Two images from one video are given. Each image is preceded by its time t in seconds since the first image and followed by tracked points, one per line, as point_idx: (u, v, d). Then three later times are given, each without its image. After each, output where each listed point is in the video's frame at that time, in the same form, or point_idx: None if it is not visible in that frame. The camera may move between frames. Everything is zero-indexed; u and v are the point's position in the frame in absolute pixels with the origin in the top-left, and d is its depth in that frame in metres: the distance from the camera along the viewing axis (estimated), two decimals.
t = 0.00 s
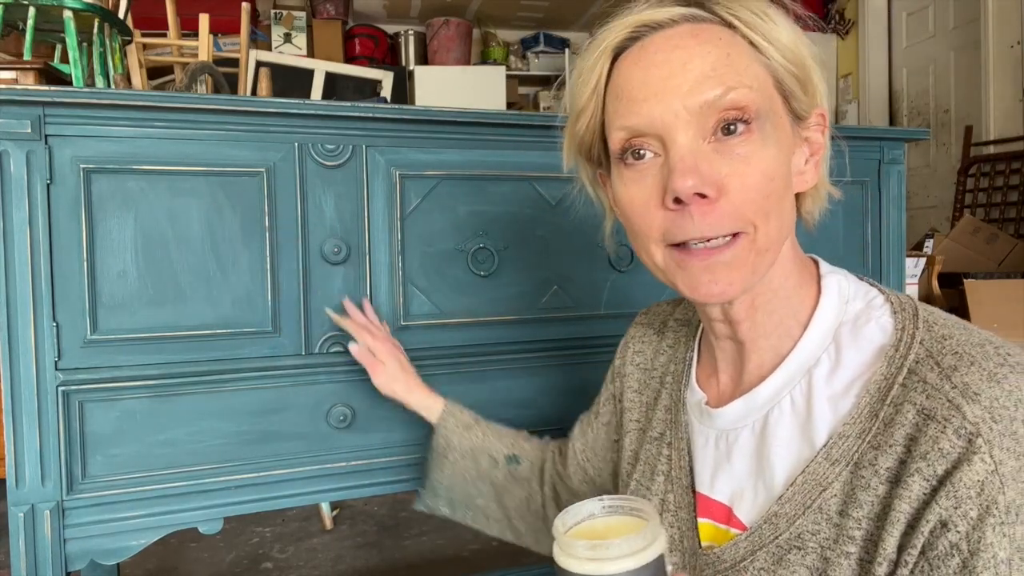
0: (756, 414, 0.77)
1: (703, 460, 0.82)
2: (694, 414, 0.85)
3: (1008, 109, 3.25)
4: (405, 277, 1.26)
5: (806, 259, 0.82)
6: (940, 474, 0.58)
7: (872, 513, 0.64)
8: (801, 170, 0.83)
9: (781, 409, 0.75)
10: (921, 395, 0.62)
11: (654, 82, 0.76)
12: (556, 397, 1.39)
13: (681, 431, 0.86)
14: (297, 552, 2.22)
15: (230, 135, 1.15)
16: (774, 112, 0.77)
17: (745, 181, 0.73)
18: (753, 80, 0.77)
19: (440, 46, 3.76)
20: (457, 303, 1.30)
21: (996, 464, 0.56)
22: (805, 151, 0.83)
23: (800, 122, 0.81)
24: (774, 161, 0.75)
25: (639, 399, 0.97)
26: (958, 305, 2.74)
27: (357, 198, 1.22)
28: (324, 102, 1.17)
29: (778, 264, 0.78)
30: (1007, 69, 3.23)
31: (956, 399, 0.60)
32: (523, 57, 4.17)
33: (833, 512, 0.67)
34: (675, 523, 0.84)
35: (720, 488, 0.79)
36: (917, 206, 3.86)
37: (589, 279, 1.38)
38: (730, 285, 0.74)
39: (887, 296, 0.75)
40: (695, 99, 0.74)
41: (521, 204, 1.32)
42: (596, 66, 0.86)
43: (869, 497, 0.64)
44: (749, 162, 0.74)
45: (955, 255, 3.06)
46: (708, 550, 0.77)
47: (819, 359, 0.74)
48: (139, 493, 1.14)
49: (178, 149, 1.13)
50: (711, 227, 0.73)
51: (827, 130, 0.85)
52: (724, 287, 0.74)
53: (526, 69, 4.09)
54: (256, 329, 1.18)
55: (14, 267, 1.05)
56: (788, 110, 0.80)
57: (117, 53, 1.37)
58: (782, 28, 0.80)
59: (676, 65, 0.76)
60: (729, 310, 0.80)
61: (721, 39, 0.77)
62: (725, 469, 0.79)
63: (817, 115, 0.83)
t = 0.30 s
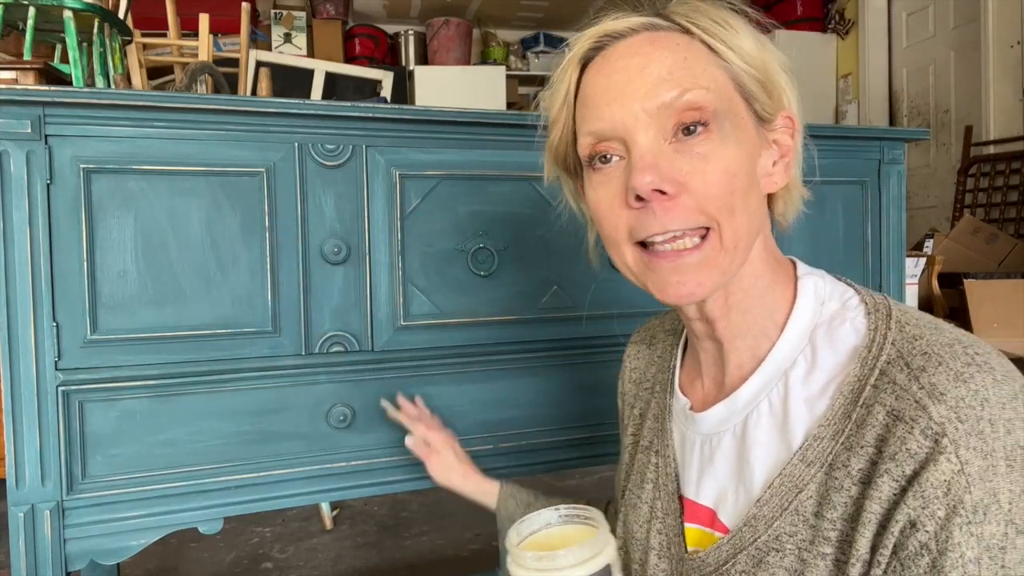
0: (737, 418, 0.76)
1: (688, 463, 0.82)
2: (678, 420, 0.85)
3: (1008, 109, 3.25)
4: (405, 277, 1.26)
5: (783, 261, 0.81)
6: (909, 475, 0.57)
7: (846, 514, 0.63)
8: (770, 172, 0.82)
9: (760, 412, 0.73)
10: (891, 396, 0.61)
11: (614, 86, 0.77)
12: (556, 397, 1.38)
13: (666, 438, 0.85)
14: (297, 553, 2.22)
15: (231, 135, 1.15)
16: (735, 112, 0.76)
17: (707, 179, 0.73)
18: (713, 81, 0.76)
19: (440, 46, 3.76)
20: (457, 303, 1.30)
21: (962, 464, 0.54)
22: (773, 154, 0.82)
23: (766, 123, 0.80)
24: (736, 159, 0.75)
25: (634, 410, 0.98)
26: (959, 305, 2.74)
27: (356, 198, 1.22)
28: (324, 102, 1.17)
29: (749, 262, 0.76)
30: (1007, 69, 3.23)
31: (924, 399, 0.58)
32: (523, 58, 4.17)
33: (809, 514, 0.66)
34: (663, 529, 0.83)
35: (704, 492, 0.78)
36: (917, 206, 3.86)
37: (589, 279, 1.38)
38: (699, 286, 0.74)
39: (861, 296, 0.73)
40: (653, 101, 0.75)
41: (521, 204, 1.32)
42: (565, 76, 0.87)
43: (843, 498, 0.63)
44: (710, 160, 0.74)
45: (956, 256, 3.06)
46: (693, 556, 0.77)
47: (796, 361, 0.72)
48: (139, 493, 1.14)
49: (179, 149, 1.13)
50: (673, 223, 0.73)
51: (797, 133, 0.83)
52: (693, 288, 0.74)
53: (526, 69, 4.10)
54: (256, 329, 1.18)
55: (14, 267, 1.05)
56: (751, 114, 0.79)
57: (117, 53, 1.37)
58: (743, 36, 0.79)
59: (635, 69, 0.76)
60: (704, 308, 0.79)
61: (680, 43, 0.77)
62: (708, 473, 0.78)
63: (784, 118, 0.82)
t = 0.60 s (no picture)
0: (757, 407, 0.79)
1: (717, 443, 0.87)
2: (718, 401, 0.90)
3: (1008, 109, 3.25)
4: (405, 277, 1.26)
5: (827, 262, 0.77)
6: (890, 492, 0.59)
7: (831, 517, 0.66)
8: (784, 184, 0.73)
9: (778, 405, 0.76)
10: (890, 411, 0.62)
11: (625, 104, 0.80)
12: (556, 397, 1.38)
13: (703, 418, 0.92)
14: (297, 552, 2.22)
15: (231, 135, 1.15)
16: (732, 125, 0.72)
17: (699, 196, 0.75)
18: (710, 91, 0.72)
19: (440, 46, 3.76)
20: (457, 303, 1.30)
21: (942, 490, 0.56)
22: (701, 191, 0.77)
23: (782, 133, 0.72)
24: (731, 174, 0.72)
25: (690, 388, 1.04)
26: (958, 305, 2.75)
27: (356, 198, 1.22)
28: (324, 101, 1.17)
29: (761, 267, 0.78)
30: (1007, 69, 3.23)
31: (916, 419, 0.60)
32: (523, 58, 4.17)
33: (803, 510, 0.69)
34: (691, 500, 0.90)
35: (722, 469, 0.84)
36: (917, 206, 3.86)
37: (589, 280, 1.38)
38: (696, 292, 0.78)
39: (904, 304, 0.71)
40: (653, 121, 0.77)
41: (521, 204, 1.32)
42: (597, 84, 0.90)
43: (832, 502, 0.66)
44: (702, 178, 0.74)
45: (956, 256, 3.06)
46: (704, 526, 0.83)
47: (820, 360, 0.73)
48: (139, 493, 1.14)
49: (178, 148, 1.13)
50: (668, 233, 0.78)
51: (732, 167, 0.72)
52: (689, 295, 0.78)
53: (526, 69, 4.10)
54: (256, 329, 1.18)
55: (14, 267, 1.05)
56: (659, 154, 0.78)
57: (117, 53, 1.37)
58: (666, 70, 0.75)
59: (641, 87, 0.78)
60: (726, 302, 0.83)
61: (683, 49, 0.74)
62: (730, 449, 0.84)
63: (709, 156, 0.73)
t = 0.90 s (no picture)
0: (758, 411, 0.76)
1: (710, 449, 0.84)
2: (709, 409, 0.86)
3: (1008, 109, 3.25)
4: (405, 277, 1.26)
5: (827, 259, 0.77)
6: (903, 494, 0.58)
7: (840, 521, 0.64)
8: (766, 190, 0.70)
9: (782, 408, 0.73)
10: (901, 412, 0.61)
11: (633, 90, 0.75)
12: (556, 397, 1.38)
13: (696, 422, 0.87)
14: (297, 552, 2.22)
15: (231, 135, 1.15)
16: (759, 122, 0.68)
17: (691, 183, 0.72)
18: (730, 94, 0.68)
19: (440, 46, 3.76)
20: (457, 302, 1.29)
21: (958, 490, 0.56)
22: (778, 170, 0.69)
23: (775, 140, 0.68)
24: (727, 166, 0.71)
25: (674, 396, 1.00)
26: (959, 305, 2.75)
27: (357, 198, 1.22)
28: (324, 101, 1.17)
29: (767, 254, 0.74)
30: (1007, 69, 3.23)
31: (929, 419, 0.59)
32: (523, 57, 4.17)
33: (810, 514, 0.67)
34: (684, 509, 0.85)
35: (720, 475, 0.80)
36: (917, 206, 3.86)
37: (589, 279, 1.38)
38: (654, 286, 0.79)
39: (901, 303, 0.72)
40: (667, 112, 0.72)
41: (521, 204, 1.32)
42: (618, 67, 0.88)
43: (842, 505, 0.64)
44: (692, 168, 0.71)
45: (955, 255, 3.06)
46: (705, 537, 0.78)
47: (822, 361, 0.72)
48: (139, 493, 1.14)
49: (178, 148, 1.13)
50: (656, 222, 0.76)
51: (824, 148, 0.68)
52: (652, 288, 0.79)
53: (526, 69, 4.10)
54: (255, 329, 1.18)
55: (14, 267, 1.05)
56: (736, 129, 0.69)
57: (117, 53, 1.37)
58: (750, 41, 0.67)
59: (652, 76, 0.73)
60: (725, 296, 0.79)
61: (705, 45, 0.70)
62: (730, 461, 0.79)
63: (800, 132, 0.67)
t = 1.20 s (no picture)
0: (788, 411, 0.75)
1: (722, 463, 0.79)
2: (713, 420, 0.82)
3: (1008, 109, 3.24)
4: (405, 277, 1.26)
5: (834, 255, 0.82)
6: (967, 461, 0.58)
7: (893, 500, 0.63)
8: (836, 167, 0.82)
9: (812, 404, 0.73)
10: (955, 387, 0.62)
11: (698, 65, 0.78)
12: (556, 397, 1.38)
13: (699, 439, 0.81)
14: (297, 552, 2.22)
15: (230, 135, 1.15)
16: (810, 103, 0.77)
17: (773, 161, 0.74)
18: (793, 71, 0.77)
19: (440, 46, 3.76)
20: (457, 302, 1.30)
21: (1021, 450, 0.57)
22: (842, 150, 0.82)
23: (839, 119, 0.80)
24: (804, 150, 0.75)
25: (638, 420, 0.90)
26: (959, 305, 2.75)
27: (357, 198, 1.22)
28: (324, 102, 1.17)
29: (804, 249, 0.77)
30: (1007, 70, 3.22)
31: (987, 389, 0.60)
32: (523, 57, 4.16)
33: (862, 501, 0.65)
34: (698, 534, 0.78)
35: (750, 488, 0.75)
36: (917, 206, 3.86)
37: (589, 279, 1.38)
38: (750, 263, 0.75)
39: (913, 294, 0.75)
40: (730, 84, 0.76)
41: (521, 203, 1.32)
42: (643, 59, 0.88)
43: (895, 483, 0.63)
44: (779, 145, 0.75)
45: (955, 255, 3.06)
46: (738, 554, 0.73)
47: (850, 353, 0.73)
48: (139, 493, 1.14)
49: (178, 149, 1.13)
50: (734, 199, 0.74)
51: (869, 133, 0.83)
52: (743, 265, 0.75)
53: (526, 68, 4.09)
54: (255, 330, 1.18)
55: (14, 267, 1.05)
56: (826, 107, 0.79)
57: (117, 53, 1.37)
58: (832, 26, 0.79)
59: (717, 50, 0.77)
60: (756, 292, 0.79)
61: (766, 28, 0.78)
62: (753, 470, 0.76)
63: (858, 116, 0.82)
